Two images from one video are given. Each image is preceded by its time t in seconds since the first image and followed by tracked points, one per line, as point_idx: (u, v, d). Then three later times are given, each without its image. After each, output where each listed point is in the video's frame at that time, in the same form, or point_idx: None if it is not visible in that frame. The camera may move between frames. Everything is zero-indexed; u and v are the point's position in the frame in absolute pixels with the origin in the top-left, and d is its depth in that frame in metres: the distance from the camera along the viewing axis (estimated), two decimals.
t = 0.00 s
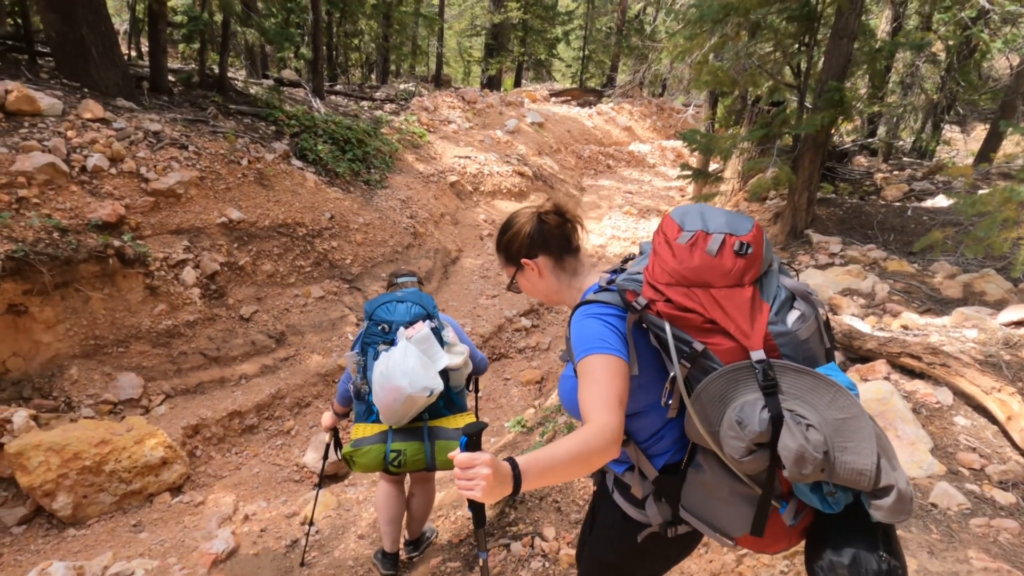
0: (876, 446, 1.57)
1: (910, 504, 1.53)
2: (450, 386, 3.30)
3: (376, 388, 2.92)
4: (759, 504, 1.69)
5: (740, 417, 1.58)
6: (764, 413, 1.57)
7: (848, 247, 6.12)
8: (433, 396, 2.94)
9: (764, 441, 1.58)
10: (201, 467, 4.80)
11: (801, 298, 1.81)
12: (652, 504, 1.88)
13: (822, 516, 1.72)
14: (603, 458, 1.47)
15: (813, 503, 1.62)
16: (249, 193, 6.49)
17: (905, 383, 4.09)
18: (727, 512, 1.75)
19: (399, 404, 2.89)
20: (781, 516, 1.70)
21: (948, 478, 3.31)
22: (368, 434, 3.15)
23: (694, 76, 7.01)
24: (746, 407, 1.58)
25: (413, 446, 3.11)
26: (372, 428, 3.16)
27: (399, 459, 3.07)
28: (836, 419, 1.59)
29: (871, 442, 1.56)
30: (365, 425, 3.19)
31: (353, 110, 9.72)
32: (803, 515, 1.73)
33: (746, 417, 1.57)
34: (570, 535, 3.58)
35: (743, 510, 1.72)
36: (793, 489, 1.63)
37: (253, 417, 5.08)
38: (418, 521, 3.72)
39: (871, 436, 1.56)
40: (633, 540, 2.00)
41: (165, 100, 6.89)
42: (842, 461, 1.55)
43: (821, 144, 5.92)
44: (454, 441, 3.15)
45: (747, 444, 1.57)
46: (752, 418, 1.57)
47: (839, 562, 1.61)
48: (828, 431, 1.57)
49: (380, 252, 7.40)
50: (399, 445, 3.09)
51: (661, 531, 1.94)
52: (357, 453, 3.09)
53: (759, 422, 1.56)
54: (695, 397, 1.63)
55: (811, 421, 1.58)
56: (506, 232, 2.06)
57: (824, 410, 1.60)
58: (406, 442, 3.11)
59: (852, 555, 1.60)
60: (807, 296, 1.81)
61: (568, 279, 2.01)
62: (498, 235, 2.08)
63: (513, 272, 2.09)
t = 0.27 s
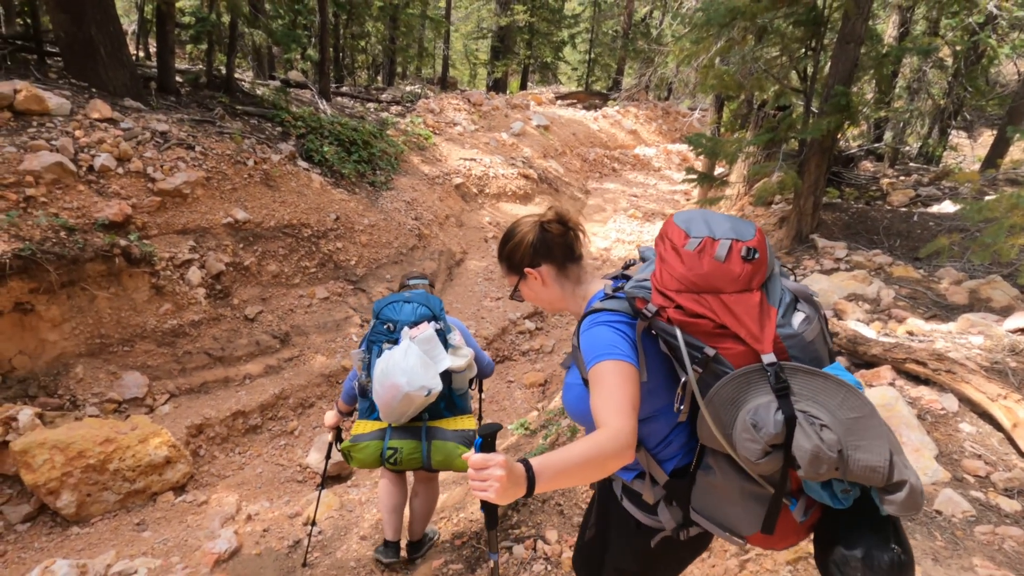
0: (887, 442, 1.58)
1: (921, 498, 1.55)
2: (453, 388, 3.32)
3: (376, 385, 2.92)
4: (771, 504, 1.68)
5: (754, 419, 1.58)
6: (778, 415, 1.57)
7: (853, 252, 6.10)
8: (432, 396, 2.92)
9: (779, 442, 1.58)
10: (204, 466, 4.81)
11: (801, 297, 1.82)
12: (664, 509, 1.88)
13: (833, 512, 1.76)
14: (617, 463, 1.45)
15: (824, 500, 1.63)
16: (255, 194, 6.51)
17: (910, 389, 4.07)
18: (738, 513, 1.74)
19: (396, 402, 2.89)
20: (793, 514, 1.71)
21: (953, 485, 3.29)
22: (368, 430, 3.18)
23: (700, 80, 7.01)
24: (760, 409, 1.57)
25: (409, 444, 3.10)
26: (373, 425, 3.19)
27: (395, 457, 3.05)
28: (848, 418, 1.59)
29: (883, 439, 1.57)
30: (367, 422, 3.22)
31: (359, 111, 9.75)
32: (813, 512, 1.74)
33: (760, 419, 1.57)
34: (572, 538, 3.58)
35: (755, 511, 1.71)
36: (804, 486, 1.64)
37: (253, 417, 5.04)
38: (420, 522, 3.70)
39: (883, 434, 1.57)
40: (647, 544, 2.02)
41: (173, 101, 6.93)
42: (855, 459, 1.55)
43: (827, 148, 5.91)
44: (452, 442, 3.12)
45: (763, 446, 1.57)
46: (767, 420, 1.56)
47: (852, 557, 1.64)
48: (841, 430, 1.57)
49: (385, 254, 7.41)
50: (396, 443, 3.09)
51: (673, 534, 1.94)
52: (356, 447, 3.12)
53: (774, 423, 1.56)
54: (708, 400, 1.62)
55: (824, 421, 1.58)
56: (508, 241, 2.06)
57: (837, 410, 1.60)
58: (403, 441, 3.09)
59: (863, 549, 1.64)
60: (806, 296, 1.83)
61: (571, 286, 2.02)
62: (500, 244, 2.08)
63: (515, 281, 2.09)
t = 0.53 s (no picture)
0: (896, 438, 1.60)
1: (927, 489, 1.59)
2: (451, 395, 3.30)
3: (371, 393, 2.95)
4: (783, 501, 1.70)
5: (769, 421, 1.58)
6: (792, 415, 1.57)
7: (857, 255, 6.09)
8: (424, 407, 2.92)
9: (794, 443, 1.58)
10: (207, 466, 4.82)
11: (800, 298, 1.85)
12: (673, 510, 1.87)
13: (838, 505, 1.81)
14: (628, 468, 1.45)
15: (832, 495, 1.66)
16: (259, 194, 6.53)
17: (913, 393, 4.06)
18: (750, 511, 1.73)
19: (388, 411, 2.90)
20: (803, 510, 1.74)
21: (955, 488, 3.26)
22: (363, 435, 3.20)
23: (704, 82, 7.01)
24: (774, 411, 1.58)
25: (400, 453, 3.09)
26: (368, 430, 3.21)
27: (385, 465, 3.06)
28: (861, 416, 1.60)
29: (893, 436, 1.59)
30: (363, 426, 3.25)
31: (363, 113, 9.78)
32: (819, 505, 1.78)
33: (775, 420, 1.57)
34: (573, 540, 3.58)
35: (767, 509, 1.72)
36: (813, 482, 1.66)
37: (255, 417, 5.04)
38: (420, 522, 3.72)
39: (893, 430, 1.58)
40: (656, 545, 2.01)
41: (178, 102, 6.95)
42: (867, 455, 1.57)
43: (831, 151, 5.91)
44: (442, 453, 3.10)
45: (779, 447, 1.57)
46: (782, 422, 1.57)
47: (860, 546, 1.70)
48: (853, 428, 1.58)
49: (388, 255, 7.43)
50: (388, 450, 3.09)
51: (681, 534, 1.94)
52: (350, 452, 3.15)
53: (789, 423, 1.56)
54: (722, 405, 1.62)
55: (837, 421, 1.59)
56: (510, 250, 2.05)
57: (848, 408, 1.61)
58: (395, 449, 3.09)
59: (869, 538, 1.70)
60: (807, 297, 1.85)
61: (573, 295, 2.01)
62: (501, 253, 2.07)
63: (518, 289, 2.09)
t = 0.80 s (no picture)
0: (898, 442, 1.60)
1: (928, 492, 1.60)
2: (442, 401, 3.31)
3: (358, 399, 2.97)
4: (787, 502, 1.69)
5: (773, 426, 1.58)
6: (796, 421, 1.57)
7: (858, 257, 6.09)
8: (409, 415, 2.92)
9: (798, 447, 1.58)
10: (209, 467, 4.83)
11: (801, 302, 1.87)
12: (679, 511, 1.88)
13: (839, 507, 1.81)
14: (635, 475, 1.45)
15: (836, 496, 1.65)
16: (262, 196, 6.55)
17: (915, 394, 4.06)
18: (757, 512, 1.72)
19: (374, 418, 2.92)
20: (805, 511, 1.74)
21: (957, 489, 3.26)
22: (353, 438, 3.22)
23: (705, 84, 7.01)
24: (778, 416, 1.58)
25: (385, 458, 3.09)
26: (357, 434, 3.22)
27: (370, 469, 3.07)
28: (864, 420, 1.59)
29: (896, 440, 1.59)
30: (353, 429, 3.27)
31: (364, 115, 9.80)
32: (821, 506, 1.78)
33: (780, 426, 1.57)
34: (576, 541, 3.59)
35: (772, 511, 1.71)
36: (816, 484, 1.66)
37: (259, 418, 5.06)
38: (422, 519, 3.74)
39: (896, 434, 1.58)
40: (662, 546, 2.02)
41: (180, 104, 6.97)
42: (870, 460, 1.57)
43: (832, 153, 5.91)
44: (427, 461, 3.09)
45: (784, 452, 1.56)
46: (786, 427, 1.57)
47: (863, 547, 1.70)
48: (856, 432, 1.58)
49: (390, 257, 7.44)
50: (374, 454, 3.10)
51: (687, 533, 1.96)
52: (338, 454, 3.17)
53: (793, 429, 1.56)
54: (726, 410, 1.62)
55: (840, 425, 1.59)
56: (512, 257, 2.04)
57: (852, 412, 1.61)
58: (380, 453, 3.10)
59: (871, 538, 1.70)
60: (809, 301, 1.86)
61: (576, 301, 2.02)
62: (503, 260, 2.07)
63: (520, 295, 2.10)
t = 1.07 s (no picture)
0: (902, 449, 1.62)
1: (930, 499, 1.62)
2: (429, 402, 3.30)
3: (347, 398, 3.01)
4: (790, 506, 1.72)
5: (780, 433, 1.58)
6: (802, 428, 1.58)
7: (861, 256, 6.09)
8: (394, 414, 2.93)
9: (804, 454, 1.59)
10: (212, 468, 4.84)
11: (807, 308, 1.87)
12: (682, 513, 1.88)
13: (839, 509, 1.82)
14: (633, 480, 1.45)
15: (836, 499, 1.70)
16: (264, 198, 6.57)
17: (917, 393, 4.05)
18: (761, 515, 1.74)
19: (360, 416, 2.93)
20: (807, 512, 1.76)
21: (960, 488, 3.25)
22: (341, 436, 3.24)
23: (707, 84, 7.02)
24: (785, 423, 1.58)
25: (371, 455, 3.10)
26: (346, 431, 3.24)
27: (357, 466, 3.07)
28: (868, 428, 1.61)
29: (901, 448, 1.61)
30: (342, 427, 3.29)
31: (366, 116, 9.81)
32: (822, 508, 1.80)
33: (786, 433, 1.58)
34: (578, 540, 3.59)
35: (776, 514, 1.72)
36: (818, 488, 1.68)
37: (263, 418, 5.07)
38: (422, 515, 3.75)
39: (901, 442, 1.60)
40: (665, 549, 2.01)
41: (182, 105, 6.99)
42: (874, 467, 1.58)
43: (834, 152, 5.91)
44: (412, 459, 3.08)
45: (790, 459, 1.57)
46: (793, 434, 1.57)
47: (863, 550, 1.71)
48: (861, 440, 1.59)
49: (392, 257, 7.45)
50: (361, 451, 3.11)
51: (690, 535, 1.95)
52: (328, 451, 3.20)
53: (799, 437, 1.57)
54: (733, 417, 1.62)
55: (846, 434, 1.60)
56: (521, 260, 2.03)
57: (857, 420, 1.62)
58: (367, 451, 3.10)
59: (872, 541, 1.71)
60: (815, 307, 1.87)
61: (584, 303, 2.02)
62: (512, 262, 2.06)
63: (527, 298, 2.09)
